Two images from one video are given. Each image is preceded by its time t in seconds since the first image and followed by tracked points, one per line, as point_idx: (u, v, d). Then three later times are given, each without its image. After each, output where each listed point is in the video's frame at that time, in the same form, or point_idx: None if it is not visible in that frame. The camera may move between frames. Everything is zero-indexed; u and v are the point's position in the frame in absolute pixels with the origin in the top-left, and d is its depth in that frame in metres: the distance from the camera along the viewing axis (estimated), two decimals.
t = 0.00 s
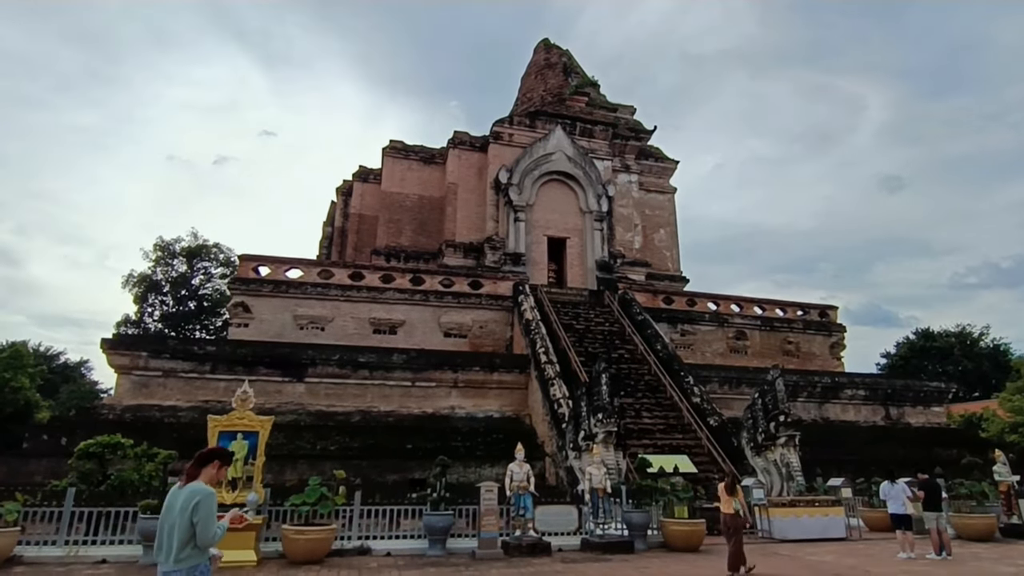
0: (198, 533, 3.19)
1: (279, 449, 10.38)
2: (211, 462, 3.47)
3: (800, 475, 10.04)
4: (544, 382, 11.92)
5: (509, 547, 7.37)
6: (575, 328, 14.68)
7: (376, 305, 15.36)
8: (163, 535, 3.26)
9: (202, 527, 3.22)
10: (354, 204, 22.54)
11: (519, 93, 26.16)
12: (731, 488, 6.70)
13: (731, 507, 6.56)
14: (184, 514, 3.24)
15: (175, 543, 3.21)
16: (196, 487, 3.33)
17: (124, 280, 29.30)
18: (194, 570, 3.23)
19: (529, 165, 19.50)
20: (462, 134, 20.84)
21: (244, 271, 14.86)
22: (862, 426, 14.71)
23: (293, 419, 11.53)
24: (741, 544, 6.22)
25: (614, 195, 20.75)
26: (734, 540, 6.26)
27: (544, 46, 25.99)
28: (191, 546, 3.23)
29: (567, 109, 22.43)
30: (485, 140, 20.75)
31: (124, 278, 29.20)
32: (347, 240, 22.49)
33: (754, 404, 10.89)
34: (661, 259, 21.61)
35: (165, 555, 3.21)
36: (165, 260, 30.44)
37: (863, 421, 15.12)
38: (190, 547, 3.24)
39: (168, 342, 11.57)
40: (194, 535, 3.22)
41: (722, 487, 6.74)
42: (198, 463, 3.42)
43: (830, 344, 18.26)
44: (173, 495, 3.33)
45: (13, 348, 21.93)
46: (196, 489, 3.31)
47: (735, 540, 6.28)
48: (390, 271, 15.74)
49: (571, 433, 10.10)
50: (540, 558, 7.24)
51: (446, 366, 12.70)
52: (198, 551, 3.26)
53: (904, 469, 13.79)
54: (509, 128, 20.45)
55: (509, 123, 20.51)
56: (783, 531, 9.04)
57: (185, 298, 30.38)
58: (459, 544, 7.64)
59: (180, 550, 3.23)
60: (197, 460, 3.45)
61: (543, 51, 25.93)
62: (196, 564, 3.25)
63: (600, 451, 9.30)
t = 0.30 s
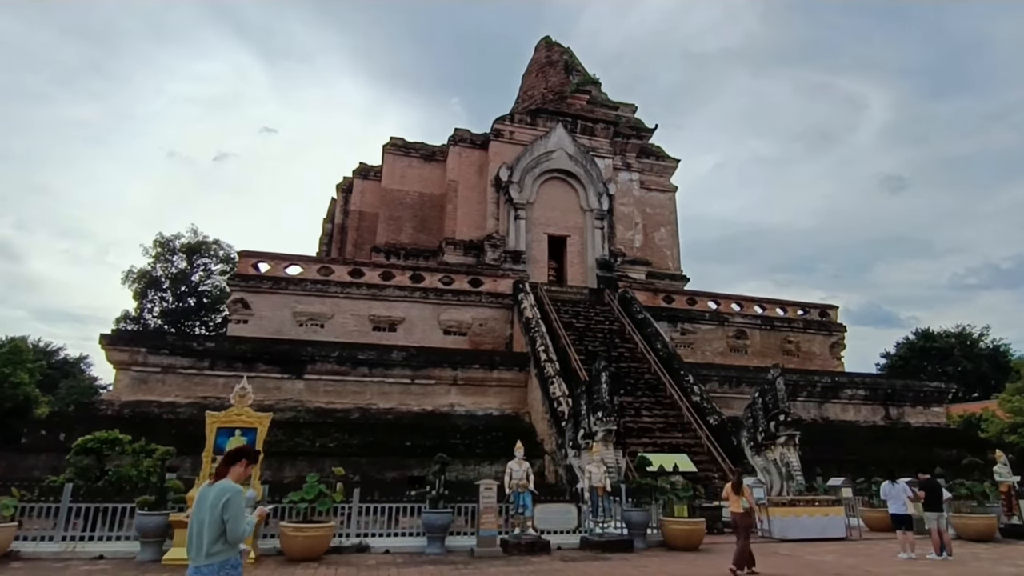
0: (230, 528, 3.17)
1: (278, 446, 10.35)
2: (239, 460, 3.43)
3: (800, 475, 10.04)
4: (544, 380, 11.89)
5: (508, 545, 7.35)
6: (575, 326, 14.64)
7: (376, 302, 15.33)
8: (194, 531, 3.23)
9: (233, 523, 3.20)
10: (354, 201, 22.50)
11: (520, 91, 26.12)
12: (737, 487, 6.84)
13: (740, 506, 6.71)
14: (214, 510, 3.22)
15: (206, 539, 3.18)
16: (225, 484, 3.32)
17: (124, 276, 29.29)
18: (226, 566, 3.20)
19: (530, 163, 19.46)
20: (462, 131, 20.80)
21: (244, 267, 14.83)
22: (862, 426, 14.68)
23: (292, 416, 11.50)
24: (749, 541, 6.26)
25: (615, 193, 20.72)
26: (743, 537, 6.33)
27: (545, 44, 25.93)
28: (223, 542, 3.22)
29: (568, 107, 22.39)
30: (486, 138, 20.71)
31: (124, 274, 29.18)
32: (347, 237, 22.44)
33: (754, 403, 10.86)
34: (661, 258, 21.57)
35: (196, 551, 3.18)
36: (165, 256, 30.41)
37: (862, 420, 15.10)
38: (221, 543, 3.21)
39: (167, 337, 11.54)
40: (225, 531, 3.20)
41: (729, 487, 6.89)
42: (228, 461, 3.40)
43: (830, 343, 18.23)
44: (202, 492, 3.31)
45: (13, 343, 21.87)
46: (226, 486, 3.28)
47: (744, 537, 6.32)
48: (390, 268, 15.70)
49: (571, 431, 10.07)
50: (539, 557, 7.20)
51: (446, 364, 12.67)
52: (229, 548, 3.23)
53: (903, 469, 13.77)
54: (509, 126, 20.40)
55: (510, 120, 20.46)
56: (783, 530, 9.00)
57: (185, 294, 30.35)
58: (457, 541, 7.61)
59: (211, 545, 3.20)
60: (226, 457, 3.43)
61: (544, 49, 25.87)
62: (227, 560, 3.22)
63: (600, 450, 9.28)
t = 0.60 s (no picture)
0: (255, 524, 3.33)
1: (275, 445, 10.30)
2: (260, 458, 3.61)
3: (798, 475, 10.03)
4: (542, 380, 11.85)
5: (505, 545, 7.31)
6: (574, 326, 14.60)
7: (373, 301, 15.28)
8: (220, 525, 3.40)
9: (258, 519, 3.36)
10: (353, 200, 22.45)
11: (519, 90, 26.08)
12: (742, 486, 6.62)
13: (745, 506, 6.52)
14: (240, 506, 3.39)
15: (233, 533, 3.35)
16: (251, 481, 3.48)
17: (121, 274, 29.21)
18: (251, 560, 3.36)
19: (529, 162, 19.43)
20: (461, 130, 20.76)
21: (241, 266, 14.78)
22: (860, 427, 14.66)
23: (289, 415, 11.46)
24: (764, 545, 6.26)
25: (614, 193, 20.69)
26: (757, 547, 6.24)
27: (545, 44, 25.89)
28: (249, 536, 3.38)
29: (568, 107, 22.35)
30: (485, 137, 20.67)
31: (121, 273, 29.12)
32: (346, 236, 22.38)
33: (752, 404, 10.81)
34: (660, 258, 21.54)
35: (223, 544, 3.36)
36: (163, 254, 30.35)
37: (861, 421, 15.07)
38: (248, 537, 3.38)
39: (164, 336, 11.49)
40: (251, 527, 3.36)
41: (735, 488, 6.69)
42: (251, 460, 3.57)
43: (828, 344, 18.22)
44: (228, 489, 3.48)
45: (9, 341, 21.80)
46: (251, 483, 3.46)
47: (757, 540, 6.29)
48: (389, 267, 15.66)
49: (569, 431, 10.04)
50: (537, 558, 7.16)
51: (444, 363, 12.62)
52: (254, 542, 3.39)
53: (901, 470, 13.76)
54: (508, 125, 20.35)
55: (509, 120, 20.42)
56: (782, 531, 8.97)
57: (183, 293, 30.27)
58: (455, 541, 7.57)
59: (237, 539, 3.37)
60: (248, 456, 3.61)
61: (544, 48, 25.82)
62: (251, 554, 3.37)
63: (599, 450, 9.24)
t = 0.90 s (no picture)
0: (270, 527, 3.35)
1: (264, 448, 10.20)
2: (272, 463, 3.62)
3: (788, 475, 10.10)
4: (534, 381, 11.80)
5: (497, 547, 7.24)
6: (565, 327, 14.57)
7: (364, 302, 15.18)
8: (233, 529, 3.41)
9: (273, 523, 3.39)
10: (343, 200, 22.34)
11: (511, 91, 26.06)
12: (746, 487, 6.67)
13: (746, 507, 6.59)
14: (255, 510, 3.41)
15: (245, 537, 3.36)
16: (264, 486, 3.50)
17: (108, 275, 28.91)
18: (261, 565, 3.37)
19: (520, 163, 19.40)
20: (453, 131, 20.70)
21: (230, 267, 14.65)
22: (850, 427, 14.72)
23: (278, 417, 11.35)
24: (763, 544, 6.39)
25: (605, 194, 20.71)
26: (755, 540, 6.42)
27: (536, 44, 25.89)
28: (260, 541, 3.39)
29: (559, 107, 22.35)
30: (476, 138, 20.62)
31: (108, 274, 28.82)
32: (336, 237, 22.26)
33: (743, 404, 10.78)
34: (651, 259, 21.56)
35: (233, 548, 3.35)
36: (151, 255, 30.10)
37: (850, 421, 15.13)
38: (259, 541, 3.39)
39: (151, 337, 11.35)
40: (265, 531, 3.38)
41: (737, 488, 6.69)
42: (263, 464, 3.58)
43: (818, 344, 18.29)
44: (240, 494, 3.48)
45: None
46: (264, 488, 3.48)
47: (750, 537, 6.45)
48: (379, 268, 15.58)
49: (561, 432, 10.00)
50: (528, 559, 7.11)
51: (435, 364, 12.55)
52: (264, 547, 3.40)
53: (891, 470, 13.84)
54: (500, 126, 20.32)
55: (501, 120, 20.38)
56: (773, 531, 8.97)
57: (171, 294, 30.00)
58: (446, 544, 7.50)
59: (248, 544, 3.37)
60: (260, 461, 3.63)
61: (535, 49, 25.82)
62: (263, 558, 3.38)
63: (591, 451, 9.21)
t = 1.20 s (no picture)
0: (276, 524, 3.42)
1: (245, 448, 10.06)
2: (274, 462, 3.78)
3: (772, 473, 10.16)
4: (520, 380, 11.74)
5: (481, 547, 7.18)
6: (551, 326, 14.54)
7: (348, 300, 15.04)
8: (240, 527, 3.48)
9: (279, 519, 3.46)
10: (327, 198, 22.14)
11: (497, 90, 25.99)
12: (742, 484, 6.83)
13: (742, 504, 6.75)
14: (261, 507, 3.47)
15: (253, 534, 3.44)
16: (268, 484, 3.58)
17: (87, 273, 28.43)
18: (268, 561, 3.46)
19: (506, 161, 19.33)
20: (438, 129, 20.59)
21: (211, 264, 14.44)
22: (832, 425, 14.85)
23: (261, 417, 11.19)
24: (755, 542, 6.47)
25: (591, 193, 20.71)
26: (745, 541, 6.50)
27: (523, 43, 25.84)
28: (267, 538, 3.47)
29: (545, 106, 22.32)
30: (462, 136, 20.53)
31: (87, 271, 28.33)
32: (320, 235, 22.05)
33: (728, 402, 10.83)
34: (637, 258, 21.60)
35: (242, 546, 3.43)
36: (131, 253, 29.63)
37: (833, 420, 15.25)
38: (267, 537, 3.47)
39: (130, 336, 11.14)
40: (272, 527, 3.45)
41: (734, 485, 6.87)
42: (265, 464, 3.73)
43: (801, 344, 18.44)
44: (245, 493, 3.54)
45: None
46: (269, 486, 3.55)
47: (738, 536, 6.59)
48: (364, 267, 15.45)
49: (546, 431, 9.97)
50: (513, 559, 7.06)
51: (420, 363, 12.46)
52: (272, 543, 3.50)
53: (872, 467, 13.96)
54: (486, 124, 20.24)
55: (487, 119, 20.31)
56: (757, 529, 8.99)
57: (151, 293, 29.57)
58: (429, 544, 7.43)
59: (255, 541, 3.45)
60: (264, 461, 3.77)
61: (521, 48, 25.76)
62: (269, 554, 3.47)
63: (576, 450, 9.18)
